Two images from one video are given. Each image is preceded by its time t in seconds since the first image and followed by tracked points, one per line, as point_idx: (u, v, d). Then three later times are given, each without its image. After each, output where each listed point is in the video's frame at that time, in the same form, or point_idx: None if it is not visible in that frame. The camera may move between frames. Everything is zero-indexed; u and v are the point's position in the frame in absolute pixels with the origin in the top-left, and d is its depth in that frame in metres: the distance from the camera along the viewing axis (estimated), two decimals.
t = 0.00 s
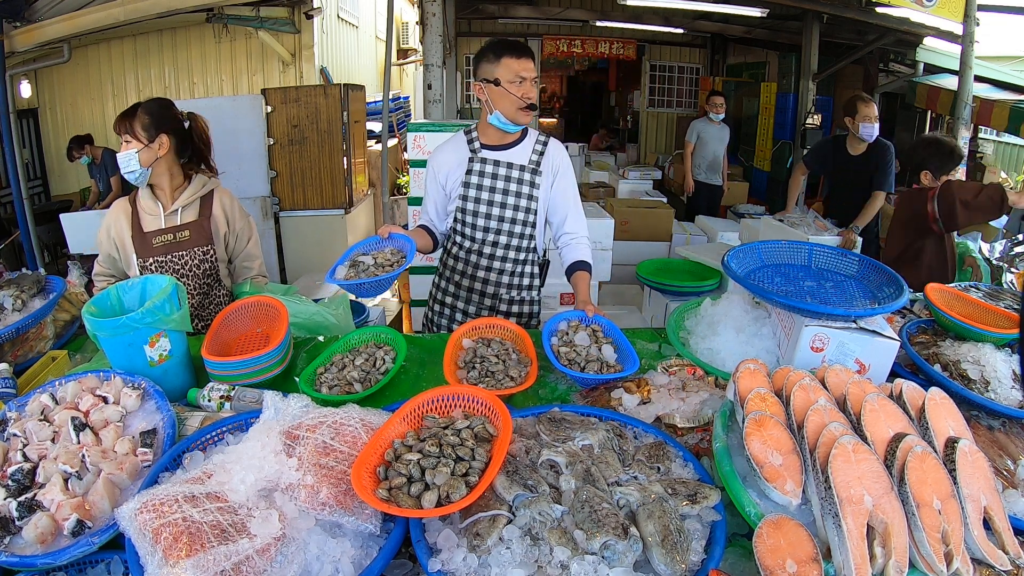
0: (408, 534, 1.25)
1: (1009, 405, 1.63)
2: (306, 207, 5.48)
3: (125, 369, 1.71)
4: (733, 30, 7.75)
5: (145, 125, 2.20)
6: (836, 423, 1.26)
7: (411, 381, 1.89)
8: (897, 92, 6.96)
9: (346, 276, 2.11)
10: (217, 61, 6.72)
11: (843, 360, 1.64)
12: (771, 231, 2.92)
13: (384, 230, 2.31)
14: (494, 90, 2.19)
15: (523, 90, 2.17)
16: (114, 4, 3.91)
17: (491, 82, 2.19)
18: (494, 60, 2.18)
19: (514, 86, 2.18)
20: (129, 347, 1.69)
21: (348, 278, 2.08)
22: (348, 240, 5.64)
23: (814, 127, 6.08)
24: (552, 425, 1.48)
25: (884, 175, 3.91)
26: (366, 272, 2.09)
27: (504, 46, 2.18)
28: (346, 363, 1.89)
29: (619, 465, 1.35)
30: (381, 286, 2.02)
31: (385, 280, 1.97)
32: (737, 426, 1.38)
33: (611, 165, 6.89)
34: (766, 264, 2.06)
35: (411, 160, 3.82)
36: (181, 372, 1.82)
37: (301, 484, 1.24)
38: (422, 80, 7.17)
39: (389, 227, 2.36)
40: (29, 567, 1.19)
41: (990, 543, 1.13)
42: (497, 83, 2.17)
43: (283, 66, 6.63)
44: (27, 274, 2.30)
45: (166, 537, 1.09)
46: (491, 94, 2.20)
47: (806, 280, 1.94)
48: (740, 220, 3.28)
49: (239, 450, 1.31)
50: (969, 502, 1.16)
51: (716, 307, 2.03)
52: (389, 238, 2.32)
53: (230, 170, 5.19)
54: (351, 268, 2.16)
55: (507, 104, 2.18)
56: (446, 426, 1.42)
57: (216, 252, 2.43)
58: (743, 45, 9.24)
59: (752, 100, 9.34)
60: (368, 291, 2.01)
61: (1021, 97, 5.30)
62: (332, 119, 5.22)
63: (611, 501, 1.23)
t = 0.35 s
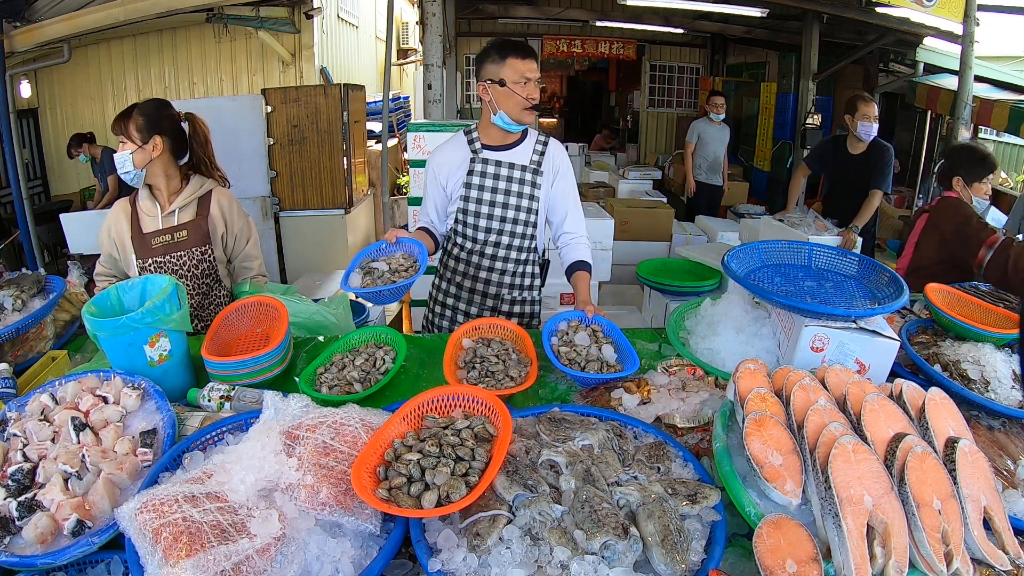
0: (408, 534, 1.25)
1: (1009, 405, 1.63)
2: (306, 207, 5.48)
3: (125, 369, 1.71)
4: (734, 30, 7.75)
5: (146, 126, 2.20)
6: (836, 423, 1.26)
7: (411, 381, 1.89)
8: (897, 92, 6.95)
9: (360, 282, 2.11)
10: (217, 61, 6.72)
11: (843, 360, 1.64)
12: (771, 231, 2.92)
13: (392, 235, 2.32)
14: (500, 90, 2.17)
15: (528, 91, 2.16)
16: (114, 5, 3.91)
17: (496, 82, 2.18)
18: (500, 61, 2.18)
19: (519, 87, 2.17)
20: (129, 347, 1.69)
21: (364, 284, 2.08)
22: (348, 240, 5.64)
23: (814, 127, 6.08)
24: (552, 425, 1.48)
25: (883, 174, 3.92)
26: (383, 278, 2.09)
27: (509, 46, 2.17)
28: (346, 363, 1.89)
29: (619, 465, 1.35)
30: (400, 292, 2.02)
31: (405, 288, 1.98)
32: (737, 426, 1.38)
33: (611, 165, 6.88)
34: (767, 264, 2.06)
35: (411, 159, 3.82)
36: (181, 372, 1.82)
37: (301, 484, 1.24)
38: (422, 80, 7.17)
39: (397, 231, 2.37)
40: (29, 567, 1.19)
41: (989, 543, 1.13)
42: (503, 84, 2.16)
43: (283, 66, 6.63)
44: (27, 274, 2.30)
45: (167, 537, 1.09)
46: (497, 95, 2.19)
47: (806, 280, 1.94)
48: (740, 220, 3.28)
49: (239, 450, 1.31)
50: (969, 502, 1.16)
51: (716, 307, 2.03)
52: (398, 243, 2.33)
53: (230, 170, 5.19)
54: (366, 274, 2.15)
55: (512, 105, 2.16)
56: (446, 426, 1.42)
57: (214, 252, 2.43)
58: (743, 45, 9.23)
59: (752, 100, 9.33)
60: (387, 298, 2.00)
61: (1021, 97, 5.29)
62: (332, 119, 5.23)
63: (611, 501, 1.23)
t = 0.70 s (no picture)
0: (408, 535, 1.25)
1: (1009, 405, 1.63)
2: (306, 207, 5.48)
3: (125, 369, 1.71)
4: (733, 30, 7.75)
5: (146, 126, 2.20)
6: (836, 423, 1.26)
7: (411, 381, 1.89)
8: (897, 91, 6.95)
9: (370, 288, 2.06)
10: (217, 61, 6.71)
11: (843, 360, 1.64)
12: (771, 231, 2.92)
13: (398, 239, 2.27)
14: (500, 90, 2.16)
15: (528, 92, 2.15)
16: (114, 5, 3.91)
17: (497, 81, 2.17)
18: (501, 60, 2.17)
19: (519, 87, 2.16)
20: (129, 347, 1.69)
21: (374, 290, 2.04)
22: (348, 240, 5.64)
23: (814, 127, 6.08)
24: (552, 425, 1.48)
25: (884, 171, 3.85)
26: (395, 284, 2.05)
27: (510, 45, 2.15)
28: (345, 363, 1.89)
29: (619, 465, 1.35)
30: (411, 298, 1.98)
31: (418, 292, 1.93)
32: (737, 426, 1.38)
33: (611, 165, 6.88)
34: (767, 264, 2.07)
35: (411, 160, 3.82)
36: (181, 372, 1.82)
37: (301, 484, 1.24)
38: (422, 80, 7.17)
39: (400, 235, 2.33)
40: (29, 567, 1.19)
41: (989, 543, 1.13)
42: (503, 83, 2.15)
43: (283, 66, 6.63)
44: (27, 274, 2.30)
45: (166, 537, 1.09)
46: (497, 94, 2.18)
47: (806, 280, 1.94)
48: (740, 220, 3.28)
49: (239, 450, 1.31)
50: (969, 501, 1.16)
51: (716, 307, 2.03)
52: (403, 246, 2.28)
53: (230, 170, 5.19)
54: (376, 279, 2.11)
55: (512, 105, 2.16)
56: (446, 426, 1.42)
57: (215, 253, 2.43)
58: (743, 45, 9.23)
59: (752, 100, 9.33)
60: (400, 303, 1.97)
61: (1021, 97, 5.29)
62: (332, 119, 5.23)
63: (611, 501, 1.23)
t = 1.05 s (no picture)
0: (408, 535, 1.25)
1: (1009, 405, 1.63)
2: (306, 207, 5.49)
3: (125, 369, 1.71)
4: (734, 30, 7.74)
5: (145, 126, 2.19)
6: (836, 423, 1.26)
7: (411, 381, 1.89)
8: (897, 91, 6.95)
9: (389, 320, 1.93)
10: (217, 61, 6.71)
11: (843, 360, 1.64)
12: (771, 231, 2.92)
13: (416, 266, 2.14)
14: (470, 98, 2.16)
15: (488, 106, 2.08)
16: (114, 4, 3.91)
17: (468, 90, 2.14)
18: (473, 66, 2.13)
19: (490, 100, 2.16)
20: (129, 347, 1.69)
21: (392, 323, 1.90)
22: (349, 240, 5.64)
23: (814, 127, 6.07)
24: (552, 425, 1.48)
25: (883, 172, 3.84)
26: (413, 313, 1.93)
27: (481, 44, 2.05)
28: (345, 363, 1.89)
29: (619, 465, 1.34)
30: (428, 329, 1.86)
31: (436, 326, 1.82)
32: (737, 426, 1.38)
33: (611, 165, 6.88)
34: (767, 264, 2.07)
35: (411, 159, 3.82)
36: (181, 372, 1.82)
37: (301, 484, 1.23)
38: (422, 79, 7.17)
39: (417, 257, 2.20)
40: (29, 567, 1.19)
41: (990, 543, 1.13)
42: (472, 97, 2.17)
43: (283, 66, 6.63)
44: (27, 274, 2.30)
45: (166, 538, 1.08)
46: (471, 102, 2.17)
47: (806, 280, 1.94)
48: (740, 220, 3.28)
49: (239, 451, 1.31)
50: (969, 502, 1.16)
51: (716, 307, 2.03)
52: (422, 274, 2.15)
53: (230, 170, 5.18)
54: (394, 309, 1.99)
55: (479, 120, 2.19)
56: (446, 426, 1.42)
57: (213, 251, 2.42)
58: (743, 45, 9.23)
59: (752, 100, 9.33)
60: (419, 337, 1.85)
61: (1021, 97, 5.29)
62: (332, 119, 5.23)
63: (612, 501, 1.23)
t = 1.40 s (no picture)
0: (408, 535, 1.25)
1: (1009, 405, 1.63)
2: (307, 207, 5.49)
3: (125, 369, 1.71)
4: (734, 29, 7.73)
5: (141, 125, 2.20)
6: (836, 423, 1.26)
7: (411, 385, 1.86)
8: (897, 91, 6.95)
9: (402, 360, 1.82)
10: (217, 61, 6.71)
11: (843, 360, 1.64)
12: (770, 231, 2.92)
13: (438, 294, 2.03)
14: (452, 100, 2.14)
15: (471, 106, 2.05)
16: (114, 4, 3.91)
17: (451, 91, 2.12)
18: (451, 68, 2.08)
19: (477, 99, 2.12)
20: (129, 347, 1.69)
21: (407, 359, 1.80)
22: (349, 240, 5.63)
23: (813, 127, 6.07)
24: (552, 425, 1.48)
25: (885, 173, 3.86)
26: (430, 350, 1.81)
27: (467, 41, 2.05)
28: (346, 363, 1.89)
29: (619, 465, 1.34)
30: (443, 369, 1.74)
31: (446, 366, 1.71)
32: (737, 426, 1.38)
33: (611, 165, 6.87)
34: (767, 264, 2.07)
35: (411, 159, 3.82)
36: (181, 372, 1.82)
37: (301, 484, 1.23)
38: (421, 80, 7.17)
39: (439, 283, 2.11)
40: (29, 567, 1.19)
41: (989, 543, 1.13)
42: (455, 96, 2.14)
43: (283, 66, 6.63)
44: (27, 274, 2.30)
45: (167, 537, 1.09)
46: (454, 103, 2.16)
47: (806, 280, 1.94)
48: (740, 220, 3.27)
49: (239, 450, 1.31)
50: (968, 502, 1.16)
51: (716, 307, 2.03)
52: (445, 303, 2.05)
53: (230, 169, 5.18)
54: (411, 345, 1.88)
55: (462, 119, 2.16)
56: (446, 425, 1.42)
57: (212, 248, 2.41)
58: (743, 45, 9.23)
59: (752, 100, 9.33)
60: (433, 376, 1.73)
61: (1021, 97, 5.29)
62: (332, 119, 5.24)
63: (612, 501, 1.23)
